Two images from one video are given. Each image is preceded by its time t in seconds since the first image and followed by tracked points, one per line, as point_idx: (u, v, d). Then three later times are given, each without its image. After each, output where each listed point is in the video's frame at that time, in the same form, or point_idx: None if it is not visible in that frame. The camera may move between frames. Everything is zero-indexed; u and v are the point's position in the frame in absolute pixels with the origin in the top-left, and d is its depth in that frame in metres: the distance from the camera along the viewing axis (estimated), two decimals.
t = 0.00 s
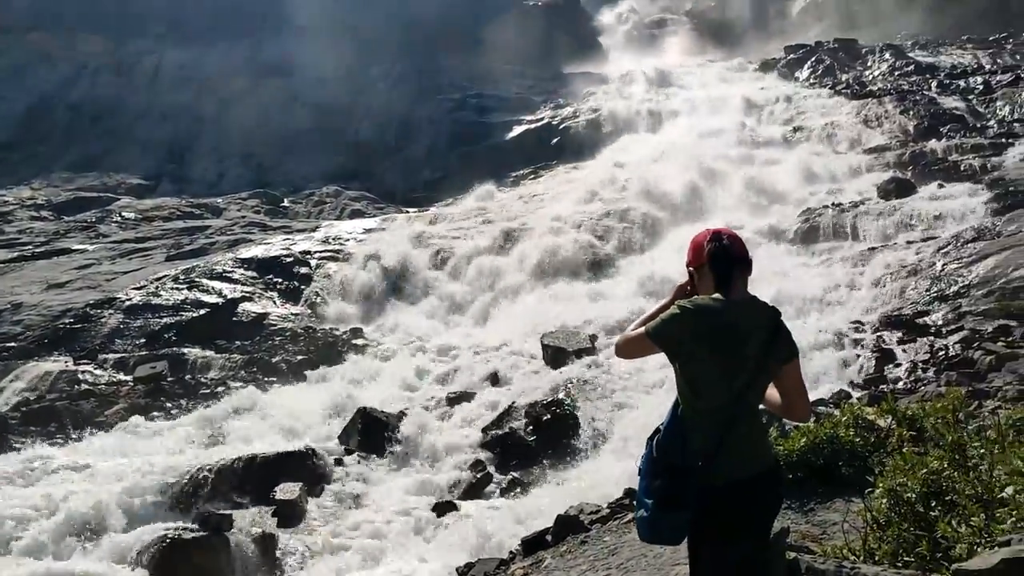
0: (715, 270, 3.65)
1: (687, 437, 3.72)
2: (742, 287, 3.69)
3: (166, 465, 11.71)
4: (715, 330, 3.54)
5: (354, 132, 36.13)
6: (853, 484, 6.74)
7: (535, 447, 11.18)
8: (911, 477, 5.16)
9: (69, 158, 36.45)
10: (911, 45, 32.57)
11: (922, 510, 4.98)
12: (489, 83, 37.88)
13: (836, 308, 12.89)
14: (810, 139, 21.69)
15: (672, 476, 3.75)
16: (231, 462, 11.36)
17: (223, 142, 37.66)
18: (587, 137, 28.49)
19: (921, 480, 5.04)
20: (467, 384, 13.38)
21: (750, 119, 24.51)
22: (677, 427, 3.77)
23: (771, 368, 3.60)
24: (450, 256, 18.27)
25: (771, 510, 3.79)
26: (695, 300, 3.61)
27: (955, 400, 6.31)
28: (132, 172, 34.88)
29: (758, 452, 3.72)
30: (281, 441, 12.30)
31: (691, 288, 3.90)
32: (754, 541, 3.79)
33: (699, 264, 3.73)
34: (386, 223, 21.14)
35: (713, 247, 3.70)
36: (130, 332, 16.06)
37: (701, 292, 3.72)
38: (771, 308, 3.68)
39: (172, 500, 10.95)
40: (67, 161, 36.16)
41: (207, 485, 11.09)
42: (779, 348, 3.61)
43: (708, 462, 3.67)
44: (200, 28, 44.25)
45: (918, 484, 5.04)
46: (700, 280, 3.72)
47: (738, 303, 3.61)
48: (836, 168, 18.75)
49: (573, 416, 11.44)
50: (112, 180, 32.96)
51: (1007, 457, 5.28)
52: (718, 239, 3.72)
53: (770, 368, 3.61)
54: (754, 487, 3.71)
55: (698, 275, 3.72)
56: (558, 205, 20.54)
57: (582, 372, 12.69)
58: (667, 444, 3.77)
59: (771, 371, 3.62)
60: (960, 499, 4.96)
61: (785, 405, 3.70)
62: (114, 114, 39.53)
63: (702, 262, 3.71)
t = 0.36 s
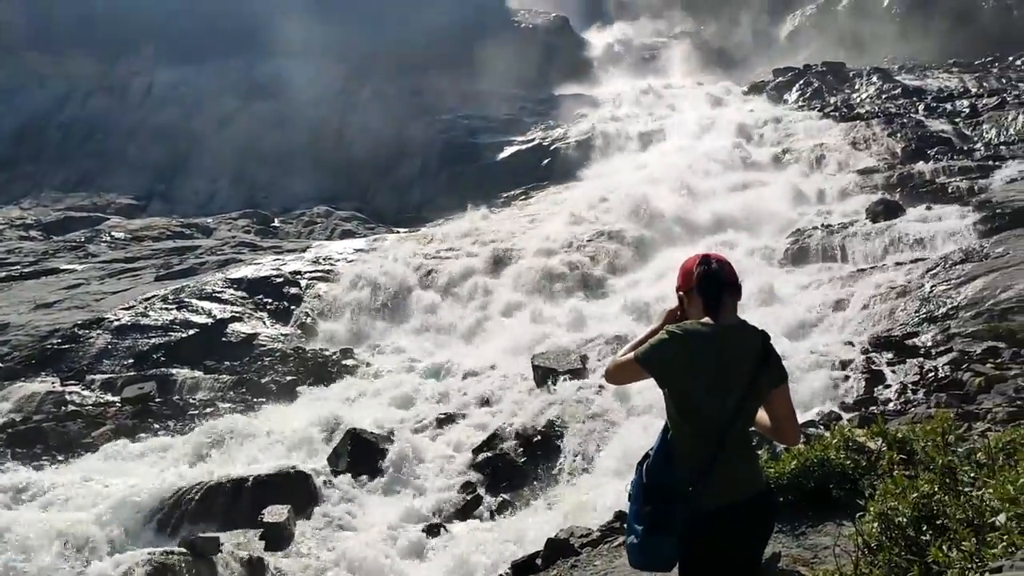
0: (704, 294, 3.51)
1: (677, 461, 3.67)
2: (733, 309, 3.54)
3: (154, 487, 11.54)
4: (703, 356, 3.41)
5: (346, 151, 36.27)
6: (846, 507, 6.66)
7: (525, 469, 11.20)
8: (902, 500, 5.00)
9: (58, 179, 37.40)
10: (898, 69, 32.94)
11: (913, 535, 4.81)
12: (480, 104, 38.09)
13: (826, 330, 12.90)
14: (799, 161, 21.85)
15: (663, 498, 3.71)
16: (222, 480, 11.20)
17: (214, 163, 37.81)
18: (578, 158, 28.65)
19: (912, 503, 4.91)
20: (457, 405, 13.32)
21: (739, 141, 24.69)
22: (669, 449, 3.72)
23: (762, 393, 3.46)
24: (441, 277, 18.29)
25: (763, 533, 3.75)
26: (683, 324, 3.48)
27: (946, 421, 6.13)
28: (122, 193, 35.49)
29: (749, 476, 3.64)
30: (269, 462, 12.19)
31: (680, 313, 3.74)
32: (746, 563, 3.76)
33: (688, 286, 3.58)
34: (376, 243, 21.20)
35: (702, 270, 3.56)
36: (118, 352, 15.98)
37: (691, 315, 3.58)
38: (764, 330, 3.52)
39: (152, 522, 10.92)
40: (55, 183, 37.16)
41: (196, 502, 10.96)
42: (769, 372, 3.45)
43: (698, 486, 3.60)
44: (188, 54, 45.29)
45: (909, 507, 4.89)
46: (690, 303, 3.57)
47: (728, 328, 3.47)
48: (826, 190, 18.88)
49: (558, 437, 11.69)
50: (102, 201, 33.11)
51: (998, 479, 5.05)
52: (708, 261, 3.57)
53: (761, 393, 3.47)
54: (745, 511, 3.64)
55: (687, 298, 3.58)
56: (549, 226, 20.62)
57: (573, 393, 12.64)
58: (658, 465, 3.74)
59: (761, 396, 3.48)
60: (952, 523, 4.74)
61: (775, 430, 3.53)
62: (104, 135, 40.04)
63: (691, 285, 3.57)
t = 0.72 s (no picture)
0: (698, 314, 3.45)
1: (669, 482, 3.54)
2: (727, 330, 3.48)
3: (143, 505, 11.40)
4: (697, 376, 3.32)
5: (339, 168, 36.59)
6: (840, 527, 6.42)
7: (518, 486, 11.08)
8: (896, 519, 4.93)
9: (49, 194, 37.47)
10: (886, 88, 33.30)
11: (906, 554, 4.72)
12: (472, 120, 38.21)
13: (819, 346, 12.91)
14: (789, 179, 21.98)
15: (654, 521, 3.57)
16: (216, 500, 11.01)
17: (204, 179, 38.05)
18: (571, 174, 28.77)
19: (908, 524, 4.80)
20: (449, 421, 13.26)
21: (730, 158, 24.82)
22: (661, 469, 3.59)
23: (755, 412, 3.38)
24: (433, 293, 18.31)
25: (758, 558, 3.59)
26: (677, 345, 3.41)
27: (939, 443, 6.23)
28: (113, 209, 35.65)
29: (743, 497, 3.51)
30: (260, 480, 12.09)
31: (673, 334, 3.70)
32: None
33: (682, 308, 3.54)
34: (368, 261, 21.32)
35: (695, 290, 3.51)
36: (107, 368, 15.87)
37: (685, 336, 3.52)
38: (758, 351, 3.46)
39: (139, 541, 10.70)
40: (46, 197, 37.23)
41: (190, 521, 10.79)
42: (762, 391, 3.37)
43: (691, 507, 3.46)
44: (180, 71, 45.67)
45: (905, 527, 4.80)
46: (683, 323, 3.53)
47: (724, 348, 3.40)
48: (817, 207, 18.98)
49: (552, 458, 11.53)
50: (93, 217, 33.10)
51: (992, 498, 5.04)
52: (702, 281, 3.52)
53: (755, 413, 3.39)
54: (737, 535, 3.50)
55: (681, 318, 3.53)
56: (540, 243, 20.69)
57: (565, 409, 12.56)
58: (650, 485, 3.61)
59: (755, 414, 3.39)
60: (947, 543, 4.66)
61: (771, 448, 3.48)
62: (92, 150, 40.03)
63: (685, 307, 3.52)
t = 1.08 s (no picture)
0: (691, 328, 3.29)
1: (664, 500, 3.41)
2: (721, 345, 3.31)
3: (129, 522, 11.28)
4: (689, 393, 3.17)
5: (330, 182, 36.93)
6: (832, 543, 6.22)
7: (509, 501, 10.94)
8: (889, 535, 4.87)
9: (39, 207, 37.37)
10: (875, 105, 33.55)
11: (898, 570, 4.68)
12: (464, 133, 38.24)
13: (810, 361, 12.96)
14: (780, 194, 22.11)
15: (649, 539, 3.45)
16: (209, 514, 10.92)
17: (196, 195, 38.33)
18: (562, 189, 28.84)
19: (901, 537, 4.79)
20: (441, 436, 13.20)
21: (720, 174, 24.96)
22: (656, 486, 3.47)
23: (750, 428, 3.21)
24: (425, 307, 18.31)
25: None
26: (670, 361, 3.25)
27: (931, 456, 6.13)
28: (104, 222, 35.64)
29: (739, 516, 3.36)
30: (249, 495, 11.96)
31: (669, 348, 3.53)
32: None
33: (676, 322, 3.37)
34: (359, 275, 21.38)
35: (689, 303, 3.35)
36: (95, 382, 15.76)
37: (679, 351, 3.36)
38: (754, 367, 3.29)
39: (125, 557, 10.58)
40: (36, 210, 37.13)
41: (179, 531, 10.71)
42: (757, 407, 3.21)
43: (686, 524, 3.32)
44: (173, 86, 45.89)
45: (897, 543, 4.76)
46: (678, 338, 3.36)
47: (718, 364, 3.23)
48: (808, 222, 19.06)
49: (544, 470, 11.41)
50: (83, 230, 33.03)
51: (987, 515, 4.92)
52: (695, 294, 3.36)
53: (750, 431, 3.22)
54: (734, 555, 3.34)
55: (675, 333, 3.36)
56: (531, 258, 20.77)
57: (557, 424, 12.52)
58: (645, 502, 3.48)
59: (750, 431, 3.23)
60: (938, 559, 4.62)
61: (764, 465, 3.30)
62: (82, 162, 39.94)
63: (678, 322, 3.36)
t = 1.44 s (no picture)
0: (686, 333, 3.22)
1: (657, 506, 3.33)
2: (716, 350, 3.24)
3: (118, 532, 11.16)
4: (684, 399, 3.09)
5: (322, 192, 37.18)
6: (823, 550, 6.16)
7: (501, 510, 10.84)
8: (879, 542, 4.94)
9: (30, 215, 37.28)
10: (866, 116, 33.77)
11: None
12: (457, 142, 38.22)
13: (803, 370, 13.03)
14: (772, 205, 22.21)
15: (640, 547, 3.37)
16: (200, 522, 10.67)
17: (188, 202, 38.33)
18: (555, 199, 28.87)
19: (892, 547, 4.80)
20: (432, 445, 13.17)
21: (713, 184, 25.06)
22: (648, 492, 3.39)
23: (745, 434, 3.13)
24: (417, 316, 18.31)
25: None
26: (664, 365, 3.18)
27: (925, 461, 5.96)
28: (95, 231, 35.58)
29: (731, 523, 3.29)
30: (240, 504, 11.88)
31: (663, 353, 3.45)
32: None
33: (668, 328, 3.30)
34: (352, 284, 21.39)
35: (683, 308, 3.27)
36: (85, 392, 15.67)
37: (672, 357, 3.28)
38: (749, 373, 3.21)
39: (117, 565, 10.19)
40: (28, 218, 37.05)
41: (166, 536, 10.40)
42: (751, 413, 3.14)
43: (678, 531, 3.24)
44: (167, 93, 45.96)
45: (886, 551, 4.80)
46: (671, 343, 3.28)
47: (712, 369, 3.16)
48: (800, 231, 19.13)
49: (536, 478, 11.31)
50: (74, 238, 32.99)
51: (977, 521, 4.80)
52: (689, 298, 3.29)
53: (744, 437, 3.15)
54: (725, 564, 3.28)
55: (668, 338, 3.29)
56: (524, 267, 20.79)
57: (549, 433, 12.49)
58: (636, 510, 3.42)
59: (742, 436, 3.16)
60: (928, 565, 4.56)
61: (756, 471, 3.24)
62: (75, 170, 39.91)
63: (671, 327, 3.28)
